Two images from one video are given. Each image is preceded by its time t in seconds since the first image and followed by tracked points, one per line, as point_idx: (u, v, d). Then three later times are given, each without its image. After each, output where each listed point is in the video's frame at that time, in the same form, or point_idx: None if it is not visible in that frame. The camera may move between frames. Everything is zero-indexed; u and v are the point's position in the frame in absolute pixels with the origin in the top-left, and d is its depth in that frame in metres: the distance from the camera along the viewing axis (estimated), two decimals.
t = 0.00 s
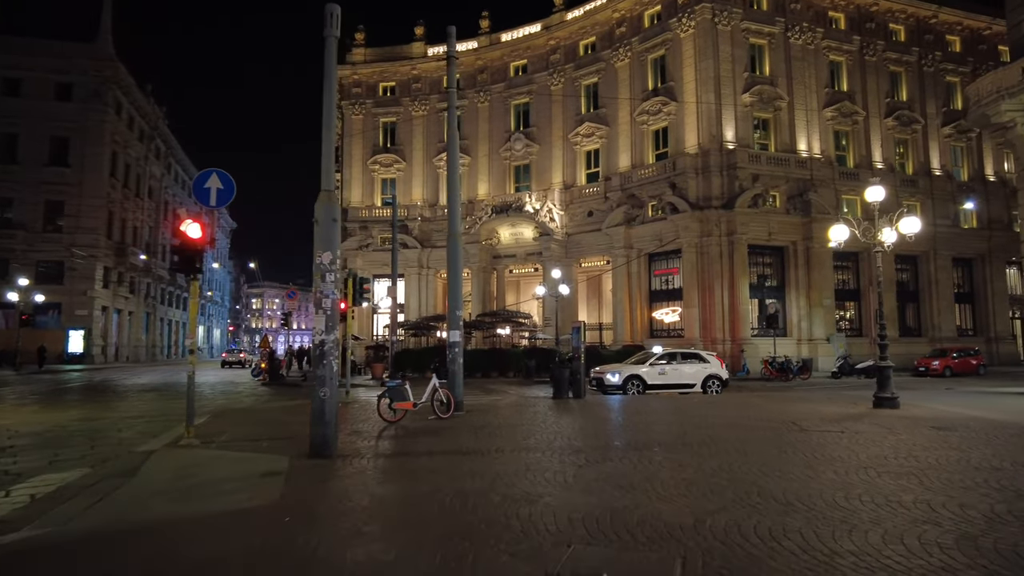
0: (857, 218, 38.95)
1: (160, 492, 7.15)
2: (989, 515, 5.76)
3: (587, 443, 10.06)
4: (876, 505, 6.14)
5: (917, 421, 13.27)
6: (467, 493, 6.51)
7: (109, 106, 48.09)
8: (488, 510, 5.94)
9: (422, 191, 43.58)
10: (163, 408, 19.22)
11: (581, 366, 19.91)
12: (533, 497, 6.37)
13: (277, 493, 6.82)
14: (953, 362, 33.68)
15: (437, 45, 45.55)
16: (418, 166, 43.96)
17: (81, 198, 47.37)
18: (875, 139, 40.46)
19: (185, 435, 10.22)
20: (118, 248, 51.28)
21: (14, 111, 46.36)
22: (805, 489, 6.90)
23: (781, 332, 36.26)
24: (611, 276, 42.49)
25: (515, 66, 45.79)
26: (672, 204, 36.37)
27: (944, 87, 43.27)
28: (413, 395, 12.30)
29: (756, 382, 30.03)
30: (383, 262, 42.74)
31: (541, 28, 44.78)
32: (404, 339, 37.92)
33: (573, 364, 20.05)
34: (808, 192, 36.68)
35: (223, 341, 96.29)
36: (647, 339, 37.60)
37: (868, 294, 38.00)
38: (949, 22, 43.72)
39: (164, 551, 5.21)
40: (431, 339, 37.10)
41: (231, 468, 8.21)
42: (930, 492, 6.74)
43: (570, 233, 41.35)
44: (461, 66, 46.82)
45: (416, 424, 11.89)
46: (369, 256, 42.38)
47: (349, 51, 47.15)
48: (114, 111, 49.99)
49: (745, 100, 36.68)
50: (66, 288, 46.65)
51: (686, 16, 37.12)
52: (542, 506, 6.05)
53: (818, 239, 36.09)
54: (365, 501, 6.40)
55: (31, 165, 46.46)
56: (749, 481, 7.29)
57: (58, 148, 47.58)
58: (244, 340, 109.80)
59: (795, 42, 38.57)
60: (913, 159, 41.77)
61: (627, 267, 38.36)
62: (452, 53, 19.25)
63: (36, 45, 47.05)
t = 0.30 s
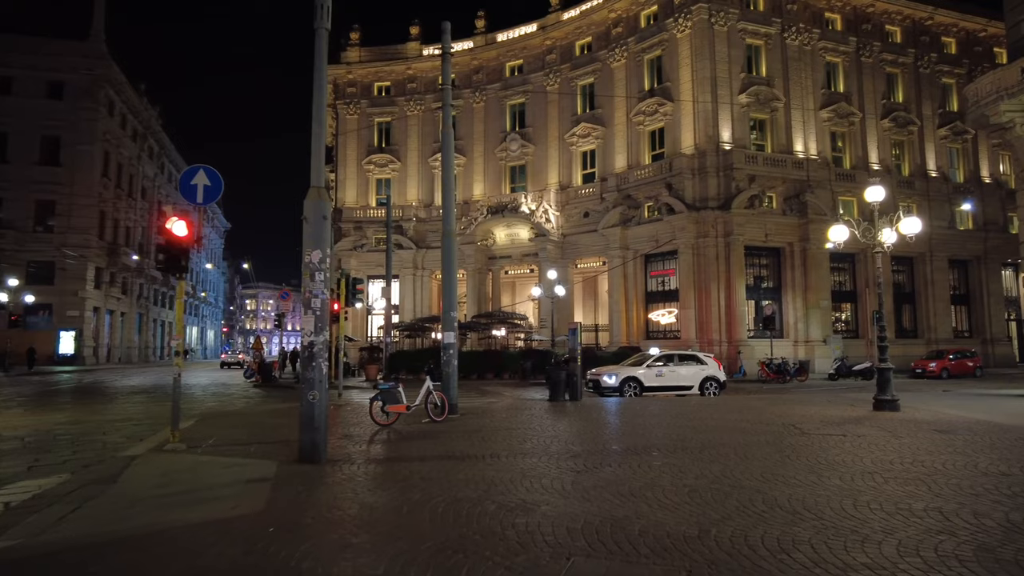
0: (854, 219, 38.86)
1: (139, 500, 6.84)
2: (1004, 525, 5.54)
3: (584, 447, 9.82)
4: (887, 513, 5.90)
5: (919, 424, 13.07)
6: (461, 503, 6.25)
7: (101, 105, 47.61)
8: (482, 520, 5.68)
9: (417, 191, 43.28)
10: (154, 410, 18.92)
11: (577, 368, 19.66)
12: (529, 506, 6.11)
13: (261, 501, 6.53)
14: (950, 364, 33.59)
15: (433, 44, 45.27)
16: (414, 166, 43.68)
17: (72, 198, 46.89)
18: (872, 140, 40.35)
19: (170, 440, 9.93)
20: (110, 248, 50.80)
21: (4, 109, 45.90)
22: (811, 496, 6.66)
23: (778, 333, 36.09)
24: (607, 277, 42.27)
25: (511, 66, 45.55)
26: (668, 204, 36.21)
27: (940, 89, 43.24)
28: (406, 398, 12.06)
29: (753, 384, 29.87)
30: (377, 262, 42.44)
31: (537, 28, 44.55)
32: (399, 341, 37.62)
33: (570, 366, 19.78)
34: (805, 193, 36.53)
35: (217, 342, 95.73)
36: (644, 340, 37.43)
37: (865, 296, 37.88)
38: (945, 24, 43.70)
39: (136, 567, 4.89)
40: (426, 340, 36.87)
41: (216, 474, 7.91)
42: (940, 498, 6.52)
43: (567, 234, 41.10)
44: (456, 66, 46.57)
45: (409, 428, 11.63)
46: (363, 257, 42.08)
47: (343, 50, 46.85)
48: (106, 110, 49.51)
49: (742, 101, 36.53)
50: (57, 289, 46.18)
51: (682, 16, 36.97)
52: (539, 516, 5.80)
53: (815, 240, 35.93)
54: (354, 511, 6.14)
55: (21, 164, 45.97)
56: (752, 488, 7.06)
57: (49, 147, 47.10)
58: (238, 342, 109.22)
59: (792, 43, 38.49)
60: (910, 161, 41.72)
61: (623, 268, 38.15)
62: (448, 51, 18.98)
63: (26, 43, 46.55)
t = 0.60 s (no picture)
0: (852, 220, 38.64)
1: (116, 506, 6.53)
2: None
3: (581, 450, 9.53)
4: (901, 521, 5.62)
5: (923, 426, 12.80)
6: (453, 511, 5.95)
7: (94, 104, 47.19)
8: (476, 530, 5.38)
9: (413, 191, 42.95)
10: (144, 411, 18.57)
11: (574, 369, 19.38)
12: (525, 514, 5.81)
13: (242, 510, 6.21)
14: (950, 365, 33.40)
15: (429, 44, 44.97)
16: (410, 166, 43.36)
17: (66, 198, 46.46)
18: (870, 140, 40.15)
19: (154, 443, 9.59)
20: (104, 249, 50.36)
21: None
22: (821, 502, 6.38)
23: (776, 334, 35.84)
24: (605, 278, 41.97)
25: (508, 65, 45.29)
26: (666, 204, 35.96)
27: (938, 89, 43.10)
28: (399, 399, 11.77)
29: (751, 385, 29.60)
30: (373, 263, 42.10)
31: (534, 28, 44.29)
32: (395, 342, 37.25)
33: (567, 367, 19.48)
34: (803, 193, 36.31)
35: (213, 344, 95.19)
36: (641, 341, 37.16)
37: (864, 297, 37.66)
38: (943, 24, 43.57)
39: None
40: (423, 342, 36.58)
41: (199, 478, 7.60)
42: (955, 504, 6.24)
43: (564, 235, 40.74)
44: (452, 65, 46.28)
45: (402, 431, 11.34)
46: (359, 257, 41.72)
47: (339, 50, 46.52)
48: (100, 109, 49.10)
49: (740, 101, 36.34)
50: (50, 290, 45.74)
51: (680, 15, 36.72)
52: (535, 525, 5.50)
53: (813, 241, 35.68)
54: (342, 519, 5.84)
55: (14, 163, 45.52)
56: (758, 493, 6.77)
57: (42, 146, 46.67)
58: (234, 343, 108.67)
59: (790, 42, 38.31)
60: (908, 161, 41.53)
61: (621, 268, 37.83)
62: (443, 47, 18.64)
63: (18, 41, 46.09)
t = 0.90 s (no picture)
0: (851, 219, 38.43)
1: (95, 519, 6.23)
2: None
3: (582, 455, 9.25)
4: (921, 534, 5.34)
5: (930, 428, 12.55)
6: (449, 523, 5.66)
7: (89, 102, 46.77)
8: (473, 544, 5.09)
9: (410, 191, 42.65)
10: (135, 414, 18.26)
11: (572, 370, 19.12)
12: (525, 526, 5.53)
13: (227, 524, 5.91)
14: (950, 365, 33.23)
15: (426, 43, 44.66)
16: (407, 165, 43.06)
17: (59, 198, 46.05)
18: (869, 139, 39.95)
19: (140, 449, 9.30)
20: (98, 249, 49.94)
21: None
22: (834, 512, 6.11)
23: (775, 335, 35.63)
24: (603, 277, 41.74)
25: (505, 64, 45.00)
26: (664, 204, 35.71)
27: (937, 89, 42.93)
28: (394, 403, 11.52)
29: (750, 386, 29.39)
30: (369, 263, 41.78)
31: (531, 27, 44.01)
32: (391, 343, 36.95)
33: (566, 368, 19.21)
34: (802, 192, 36.10)
35: (209, 344, 94.73)
36: (640, 342, 36.95)
37: (863, 298, 37.48)
38: (942, 23, 43.39)
39: None
40: (419, 342, 36.32)
41: (183, 488, 7.30)
42: (976, 515, 5.95)
43: (561, 234, 40.45)
44: (450, 64, 45.98)
45: (398, 435, 11.07)
46: (355, 257, 41.41)
47: (335, 49, 46.21)
48: (95, 108, 48.67)
49: (739, 100, 36.15)
50: (44, 290, 45.35)
51: (678, 14, 36.50)
52: (536, 538, 5.21)
53: (812, 240, 35.48)
54: (331, 532, 5.55)
55: (7, 163, 45.11)
56: (769, 502, 6.48)
57: (35, 146, 46.27)
58: (231, 343, 108.24)
59: (789, 41, 38.12)
60: (907, 161, 41.32)
61: (619, 268, 37.58)
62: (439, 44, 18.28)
63: (11, 39, 45.61)
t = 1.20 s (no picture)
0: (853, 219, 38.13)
1: (80, 522, 5.96)
2: None
3: (586, 457, 8.98)
4: (948, 541, 5.07)
5: (941, 429, 12.29)
6: (451, 529, 5.39)
7: (86, 100, 46.48)
8: (474, 551, 4.81)
9: (409, 190, 42.38)
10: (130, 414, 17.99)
11: (574, 370, 18.84)
12: (531, 531, 5.27)
13: (218, 528, 5.64)
14: (953, 365, 32.99)
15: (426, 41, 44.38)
16: (406, 164, 42.79)
17: (56, 196, 45.72)
18: (871, 139, 39.69)
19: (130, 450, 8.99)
20: (95, 248, 49.59)
21: None
22: (854, 516, 5.85)
23: (777, 335, 35.37)
24: (603, 277, 41.49)
25: (505, 62, 44.73)
26: (665, 203, 35.43)
27: (939, 88, 42.68)
28: (393, 403, 11.24)
29: (752, 387, 29.13)
30: (368, 262, 41.48)
31: (531, 25, 43.71)
32: (390, 343, 36.66)
33: (568, 368, 18.93)
34: (804, 192, 35.84)
35: (207, 344, 94.36)
36: (640, 342, 36.69)
37: (865, 298, 37.23)
38: (944, 22, 43.14)
39: None
40: (418, 343, 36.09)
41: (174, 490, 7.02)
42: (1003, 520, 5.68)
43: (561, 234, 40.17)
44: (450, 63, 45.70)
45: (397, 435, 10.79)
46: (354, 256, 41.10)
47: (334, 47, 45.93)
48: (92, 106, 48.37)
49: (741, 98, 35.91)
50: (40, 289, 45.02)
51: (680, 12, 36.27)
52: (543, 544, 4.95)
53: (814, 240, 35.25)
54: (327, 538, 5.28)
55: (4, 161, 44.81)
56: (785, 507, 6.21)
57: (32, 144, 45.99)
58: (229, 343, 107.89)
59: (790, 40, 37.88)
60: (909, 160, 41.02)
61: (619, 268, 37.31)
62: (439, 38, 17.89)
63: (7, 36, 45.28)
